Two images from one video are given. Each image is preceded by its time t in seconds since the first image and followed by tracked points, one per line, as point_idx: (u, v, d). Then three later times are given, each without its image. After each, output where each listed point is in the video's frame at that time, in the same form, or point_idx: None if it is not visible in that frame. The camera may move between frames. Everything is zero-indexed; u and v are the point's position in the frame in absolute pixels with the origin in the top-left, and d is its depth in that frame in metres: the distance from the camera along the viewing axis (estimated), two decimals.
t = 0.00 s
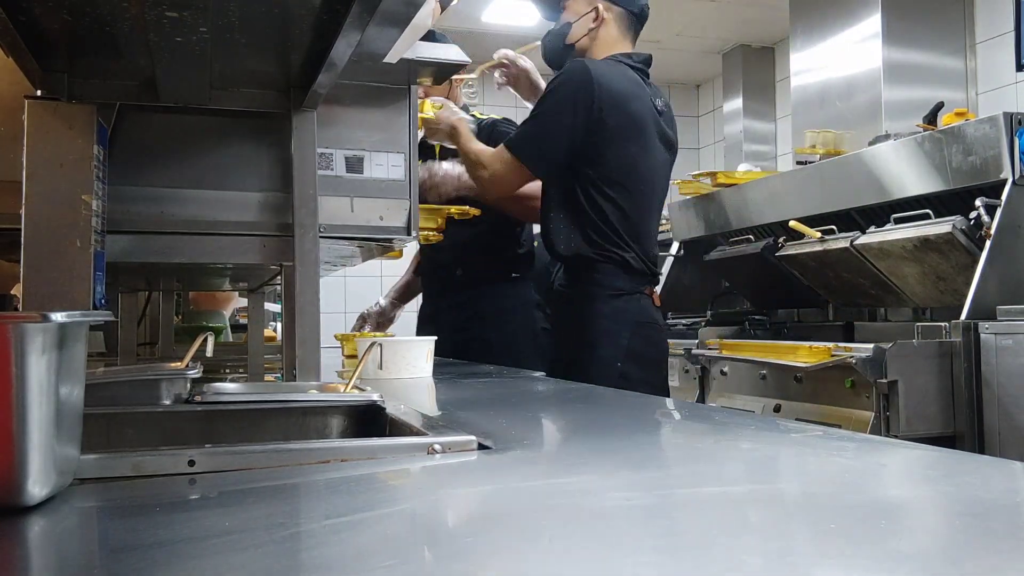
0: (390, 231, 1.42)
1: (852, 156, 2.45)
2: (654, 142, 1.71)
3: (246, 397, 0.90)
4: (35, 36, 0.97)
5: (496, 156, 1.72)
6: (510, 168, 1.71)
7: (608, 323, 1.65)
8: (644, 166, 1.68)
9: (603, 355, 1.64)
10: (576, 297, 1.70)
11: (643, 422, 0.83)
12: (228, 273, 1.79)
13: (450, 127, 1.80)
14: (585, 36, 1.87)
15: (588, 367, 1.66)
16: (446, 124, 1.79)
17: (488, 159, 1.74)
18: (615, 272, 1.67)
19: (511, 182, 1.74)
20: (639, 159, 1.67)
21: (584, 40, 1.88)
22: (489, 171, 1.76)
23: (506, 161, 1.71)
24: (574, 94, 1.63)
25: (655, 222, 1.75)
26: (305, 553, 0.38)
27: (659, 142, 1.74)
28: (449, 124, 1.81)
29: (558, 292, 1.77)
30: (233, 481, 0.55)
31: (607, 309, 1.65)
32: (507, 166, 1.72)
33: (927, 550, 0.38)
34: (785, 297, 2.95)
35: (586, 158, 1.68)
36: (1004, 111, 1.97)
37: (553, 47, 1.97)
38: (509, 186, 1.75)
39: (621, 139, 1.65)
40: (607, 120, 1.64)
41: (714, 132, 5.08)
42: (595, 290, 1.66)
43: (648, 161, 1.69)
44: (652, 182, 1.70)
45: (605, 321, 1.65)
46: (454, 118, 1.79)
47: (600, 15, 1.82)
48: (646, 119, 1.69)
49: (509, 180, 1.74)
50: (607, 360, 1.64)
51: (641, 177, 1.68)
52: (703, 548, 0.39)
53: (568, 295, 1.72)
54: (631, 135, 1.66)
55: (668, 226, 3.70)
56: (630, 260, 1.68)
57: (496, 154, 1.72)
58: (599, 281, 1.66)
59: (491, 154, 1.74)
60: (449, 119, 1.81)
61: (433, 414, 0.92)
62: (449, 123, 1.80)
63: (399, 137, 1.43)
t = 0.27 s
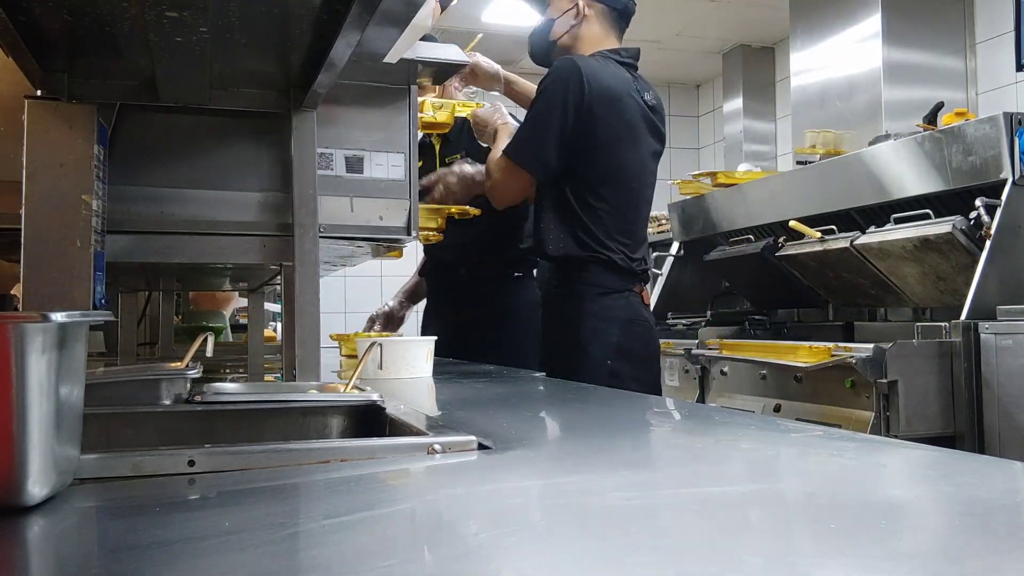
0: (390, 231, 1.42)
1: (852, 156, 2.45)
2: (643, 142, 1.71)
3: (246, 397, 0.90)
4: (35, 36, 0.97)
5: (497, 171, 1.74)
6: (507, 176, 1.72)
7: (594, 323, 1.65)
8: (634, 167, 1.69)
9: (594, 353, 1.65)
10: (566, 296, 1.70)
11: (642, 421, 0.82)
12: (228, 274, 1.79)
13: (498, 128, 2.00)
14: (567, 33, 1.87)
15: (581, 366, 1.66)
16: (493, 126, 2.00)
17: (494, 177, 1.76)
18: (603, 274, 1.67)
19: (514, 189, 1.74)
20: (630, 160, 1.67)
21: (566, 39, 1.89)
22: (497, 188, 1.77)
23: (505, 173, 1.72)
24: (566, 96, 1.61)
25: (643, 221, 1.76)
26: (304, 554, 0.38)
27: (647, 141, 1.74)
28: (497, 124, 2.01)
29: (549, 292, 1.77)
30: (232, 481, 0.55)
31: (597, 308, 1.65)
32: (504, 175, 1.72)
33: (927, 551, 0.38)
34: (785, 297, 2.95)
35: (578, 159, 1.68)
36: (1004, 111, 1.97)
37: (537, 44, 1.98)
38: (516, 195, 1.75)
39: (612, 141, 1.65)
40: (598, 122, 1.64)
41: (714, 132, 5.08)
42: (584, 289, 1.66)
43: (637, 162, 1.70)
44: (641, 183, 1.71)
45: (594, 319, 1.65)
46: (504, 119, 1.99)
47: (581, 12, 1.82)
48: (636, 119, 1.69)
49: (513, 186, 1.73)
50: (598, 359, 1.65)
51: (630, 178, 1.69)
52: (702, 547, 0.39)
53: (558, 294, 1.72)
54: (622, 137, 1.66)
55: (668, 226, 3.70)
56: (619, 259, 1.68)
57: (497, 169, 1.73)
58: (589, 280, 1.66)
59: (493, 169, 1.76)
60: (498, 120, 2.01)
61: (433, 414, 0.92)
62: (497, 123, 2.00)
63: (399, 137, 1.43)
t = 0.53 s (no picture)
0: (390, 231, 1.42)
1: (852, 156, 2.45)
2: (636, 142, 1.71)
3: (245, 397, 0.90)
4: (35, 36, 0.97)
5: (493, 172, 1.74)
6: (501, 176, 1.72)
7: (587, 323, 1.65)
8: (627, 167, 1.69)
9: (587, 353, 1.64)
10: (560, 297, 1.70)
11: (642, 422, 0.82)
12: (228, 274, 1.79)
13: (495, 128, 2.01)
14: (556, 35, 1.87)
15: (576, 366, 1.66)
16: (490, 126, 2.01)
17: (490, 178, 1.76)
18: (594, 273, 1.66)
19: (506, 190, 1.73)
20: (623, 160, 1.67)
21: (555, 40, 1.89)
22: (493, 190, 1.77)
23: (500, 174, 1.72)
24: (559, 97, 1.61)
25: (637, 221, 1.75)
26: (304, 553, 0.38)
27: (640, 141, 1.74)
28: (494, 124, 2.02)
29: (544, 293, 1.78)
30: (232, 481, 0.55)
31: (589, 307, 1.65)
32: (498, 175, 1.73)
33: (927, 550, 0.38)
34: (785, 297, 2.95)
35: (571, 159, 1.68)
36: (1004, 111, 1.97)
37: (527, 45, 1.98)
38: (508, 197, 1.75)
39: (605, 141, 1.65)
40: (591, 122, 1.64)
41: (714, 132, 5.08)
42: (576, 289, 1.66)
43: (631, 162, 1.69)
44: (635, 182, 1.71)
45: (587, 319, 1.65)
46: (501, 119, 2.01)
47: (568, 14, 1.83)
48: (629, 119, 1.69)
49: (506, 187, 1.73)
50: (591, 358, 1.64)
51: (624, 178, 1.68)
52: (702, 547, 0.39)
53: (551, 294, 1.72)
54: (615, 137, 1.66)
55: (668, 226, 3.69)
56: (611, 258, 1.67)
57: (493, 170, 1.74)
58: (582, 280, 1.66)
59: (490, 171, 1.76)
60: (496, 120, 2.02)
61: (433, 414, 0.92)
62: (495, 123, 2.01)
63: (398, 137, 1.43)
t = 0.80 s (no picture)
0: (390, 231, 1.42)
1: (852, 156, 2.45)
2: (631, 140, 1.72)
3: (246, 397, 0.89)
4: (35, 36, 0.97)
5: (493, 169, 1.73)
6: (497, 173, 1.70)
7: (583, 324, 1.65)
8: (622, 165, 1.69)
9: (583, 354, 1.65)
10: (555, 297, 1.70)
11: (642, 422, 0.82)
12: (228, 273, 1.79)
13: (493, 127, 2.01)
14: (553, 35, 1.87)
15: (572, 366, 1.66)
16: (490, 125, 2.01)
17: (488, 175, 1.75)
18: (589, 273, 1.66)
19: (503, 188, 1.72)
20: (619, 160, 1.68)
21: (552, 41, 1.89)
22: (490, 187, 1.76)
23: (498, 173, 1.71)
24: (555, 100, 1.62)
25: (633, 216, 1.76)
26: (304, 553, 0.38)
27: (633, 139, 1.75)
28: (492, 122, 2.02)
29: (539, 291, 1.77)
30: (232, 481, 0.55)
31: (585, 307, 1.65)
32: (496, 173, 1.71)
33: (926, 550, 0.38)
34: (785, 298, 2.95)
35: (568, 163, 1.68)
36: (1004, 111, 1.97)
37: (523, 44, 1.97)
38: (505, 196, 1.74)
39: (601, 142, 1.66)
40: (585, 123, 1.64)
41: (714, 132, 5.07)
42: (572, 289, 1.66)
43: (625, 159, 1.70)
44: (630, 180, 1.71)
45: (582, 319, 1.65)
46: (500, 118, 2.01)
47: (566, 14, 1.82)
48: (624, 119, 1.69)
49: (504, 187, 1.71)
50: (587, 359, 1.65)
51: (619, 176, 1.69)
52: (702, 547, 0.39)
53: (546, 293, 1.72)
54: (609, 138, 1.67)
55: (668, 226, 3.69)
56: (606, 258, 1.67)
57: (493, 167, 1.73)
58: (578, 280, 1.66)
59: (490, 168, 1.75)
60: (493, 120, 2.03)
61: (434, 413, 0.92)
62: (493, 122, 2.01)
63: (398, 137, 1.43)
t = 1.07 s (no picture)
0: (390, 231, 1.42)
1: (852, 156, 2.45)
2: (632, 141, 1.72)
3: (245, 397, 0.90)
4: (35, 36, 0.97)
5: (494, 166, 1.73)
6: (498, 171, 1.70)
7: (583, 323, 1.65)
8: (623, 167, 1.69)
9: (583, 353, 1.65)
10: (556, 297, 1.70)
11: (642, 422, 0.82)
12: (228, 273, 1.79)
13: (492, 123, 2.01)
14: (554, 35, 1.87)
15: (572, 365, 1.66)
16: (490, 124, 2.00)
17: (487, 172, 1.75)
18: (590, 273, 1.67)
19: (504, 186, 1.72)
20: (620, 161, 1.68)
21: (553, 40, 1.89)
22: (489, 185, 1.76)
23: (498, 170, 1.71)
24: (560, 101, 1.61)
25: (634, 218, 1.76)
26: (305, 553, 0.38)
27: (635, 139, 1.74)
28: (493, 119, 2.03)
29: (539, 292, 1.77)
30: (232, 481, 0.55)
31: (585, 307, 1.65)
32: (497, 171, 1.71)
33: (927, 550, 0.38)
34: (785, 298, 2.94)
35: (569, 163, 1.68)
36: (1004, 111, 1.97)
37: (524, 42, 1.96)
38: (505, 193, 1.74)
39: (603, 143, 1.66)
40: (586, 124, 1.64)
41: (714, 132, 5.07)
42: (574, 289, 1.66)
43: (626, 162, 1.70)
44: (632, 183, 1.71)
45: (582, 319, 1.65)
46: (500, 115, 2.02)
47: (568, 14, 1.83)
48: (626, 119, 1.69)
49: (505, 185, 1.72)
50: (587, 359, 1.65)
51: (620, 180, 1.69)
52: (702, 547, 0.39)
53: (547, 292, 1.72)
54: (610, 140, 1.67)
55: (668, 226, 3.69)
56: (607, 259, 1.67)
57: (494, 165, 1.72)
58: (580, 279, 1.66)
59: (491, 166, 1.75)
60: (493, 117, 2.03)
61: (434, 413, 0.92)
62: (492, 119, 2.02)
63: (398, 137, 1.43)
